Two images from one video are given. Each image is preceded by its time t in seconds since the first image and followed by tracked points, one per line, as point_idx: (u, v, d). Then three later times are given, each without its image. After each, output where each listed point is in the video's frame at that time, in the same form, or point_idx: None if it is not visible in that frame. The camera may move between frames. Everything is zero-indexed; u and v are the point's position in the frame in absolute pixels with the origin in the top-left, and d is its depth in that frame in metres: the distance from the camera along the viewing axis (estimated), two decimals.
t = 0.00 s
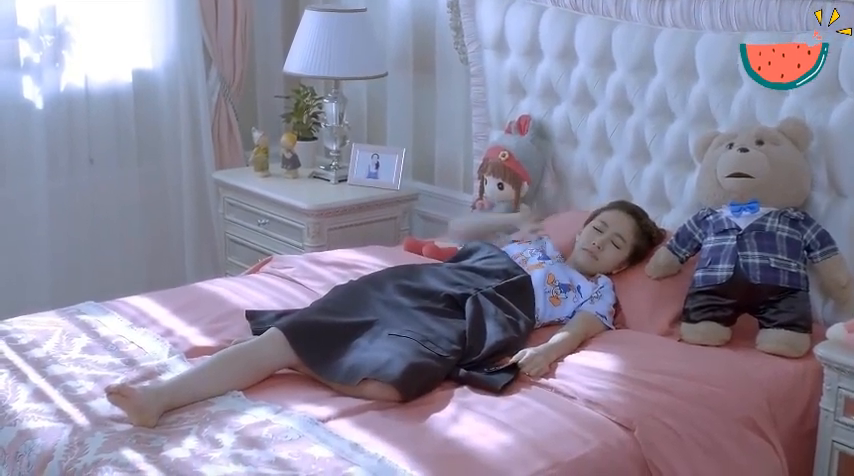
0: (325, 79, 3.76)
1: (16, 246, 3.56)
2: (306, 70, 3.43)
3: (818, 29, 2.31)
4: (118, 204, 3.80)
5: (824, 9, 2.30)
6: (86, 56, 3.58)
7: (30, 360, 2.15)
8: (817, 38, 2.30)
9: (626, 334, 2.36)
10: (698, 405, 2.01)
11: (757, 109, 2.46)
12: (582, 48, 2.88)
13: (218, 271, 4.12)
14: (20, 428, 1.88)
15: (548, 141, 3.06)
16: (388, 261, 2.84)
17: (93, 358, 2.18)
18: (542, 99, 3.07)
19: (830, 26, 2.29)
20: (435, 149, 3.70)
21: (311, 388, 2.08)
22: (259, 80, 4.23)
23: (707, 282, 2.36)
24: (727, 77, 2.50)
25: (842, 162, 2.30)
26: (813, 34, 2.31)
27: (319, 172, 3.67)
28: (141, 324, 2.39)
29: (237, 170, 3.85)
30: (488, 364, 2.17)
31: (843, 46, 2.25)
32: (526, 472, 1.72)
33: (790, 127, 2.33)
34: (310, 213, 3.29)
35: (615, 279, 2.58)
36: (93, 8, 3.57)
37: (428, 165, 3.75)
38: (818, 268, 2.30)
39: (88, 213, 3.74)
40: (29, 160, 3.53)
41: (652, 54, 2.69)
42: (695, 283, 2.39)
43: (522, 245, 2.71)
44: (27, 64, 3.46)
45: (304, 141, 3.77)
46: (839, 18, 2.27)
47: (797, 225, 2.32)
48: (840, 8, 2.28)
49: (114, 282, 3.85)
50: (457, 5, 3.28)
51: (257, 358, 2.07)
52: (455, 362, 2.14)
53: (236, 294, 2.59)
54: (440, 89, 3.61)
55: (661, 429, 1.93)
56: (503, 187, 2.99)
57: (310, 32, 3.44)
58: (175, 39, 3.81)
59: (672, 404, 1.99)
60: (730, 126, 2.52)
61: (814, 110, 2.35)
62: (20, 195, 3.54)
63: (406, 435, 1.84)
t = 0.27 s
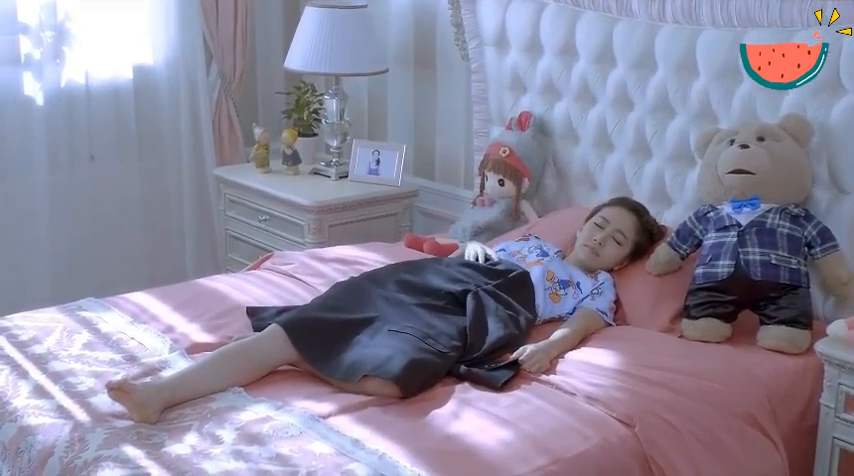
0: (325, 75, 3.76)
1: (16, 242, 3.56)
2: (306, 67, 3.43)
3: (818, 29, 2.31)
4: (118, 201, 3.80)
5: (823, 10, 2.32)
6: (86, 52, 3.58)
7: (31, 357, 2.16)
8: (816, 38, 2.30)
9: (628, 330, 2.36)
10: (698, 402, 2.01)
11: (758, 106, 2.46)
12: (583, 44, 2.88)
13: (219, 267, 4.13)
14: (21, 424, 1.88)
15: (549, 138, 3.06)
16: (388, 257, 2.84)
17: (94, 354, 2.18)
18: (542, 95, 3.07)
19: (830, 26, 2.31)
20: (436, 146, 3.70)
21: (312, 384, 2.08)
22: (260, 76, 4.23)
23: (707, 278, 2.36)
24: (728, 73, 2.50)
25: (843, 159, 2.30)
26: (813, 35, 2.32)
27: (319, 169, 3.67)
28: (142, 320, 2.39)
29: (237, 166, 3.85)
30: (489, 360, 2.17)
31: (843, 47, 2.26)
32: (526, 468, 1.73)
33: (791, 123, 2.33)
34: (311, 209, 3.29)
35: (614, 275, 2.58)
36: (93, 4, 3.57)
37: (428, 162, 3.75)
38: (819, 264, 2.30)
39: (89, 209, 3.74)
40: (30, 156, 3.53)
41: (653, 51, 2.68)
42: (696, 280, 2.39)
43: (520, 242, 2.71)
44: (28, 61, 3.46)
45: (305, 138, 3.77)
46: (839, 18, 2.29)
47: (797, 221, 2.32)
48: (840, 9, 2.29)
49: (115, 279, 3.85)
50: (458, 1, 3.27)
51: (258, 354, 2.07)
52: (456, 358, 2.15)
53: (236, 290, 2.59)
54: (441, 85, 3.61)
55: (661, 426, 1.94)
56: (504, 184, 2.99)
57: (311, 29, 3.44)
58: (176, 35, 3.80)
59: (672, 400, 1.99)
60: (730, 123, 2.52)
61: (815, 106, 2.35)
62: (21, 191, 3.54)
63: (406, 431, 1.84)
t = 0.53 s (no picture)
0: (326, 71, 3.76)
1: (17, 239, 3.56)
2: (306, 63, 3.43)
3: (818, 29, 2.30)
4: (119, 197, 3.80)
5: (824, 9, 2.30)
6: (87, 48, 3.58)
7: (31, 353, 2.16)
8: (816, 38, 2.30)
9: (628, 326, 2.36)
10: (699, 398, 2.01)
11: (758, 103, 2.45)
12: (583, 40, 2.87)
13: (219, 264, 4.13)
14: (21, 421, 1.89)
15: (549, 134, 3.06)
16: (389, 254, 2.84)
17: (94, 350, 2.18)
18: (543, 92, 3.07)
19: (830, 26, 2.29)
20: (436, 143, 3.69)
21: (312, 380, 2.08)
22: (260, 72, 4.23)
23: (708, 275, 2.36)
24: (729, 70, 2.50)
25: (843, 155, 2.30)
26: (813, 35, 2.31)
27: (319, 166, 3.67)
28: (142, 317, 2.39)
29: (238, 163, 3.85)
30: (489, 357, 2.17)
31: (843, 47, 2.25)
32: (526, 465, 1.73)
33: (791, 120, 2.33)
34: (311, 206, 3.29)
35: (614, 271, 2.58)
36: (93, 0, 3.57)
37: (429, 158, 3.75)
38: (820, 261, 2.30)
39: (89, 206, 3.74)
40: (30, 152, 3.53)
41: (654, 47, 2.68)
42: (696, 276, 2.39)
43: (521, 239, 2.71)
44: (28, 57, 3.46)
45: (305, 134, 3.77)
46: (839, 18, 2.28)
47: (798, 218, 2.32)
48: (840, 9, 2.28)
49: (115, 275, 3.86)
50: None
51: (258, 351, 2.07)
52: (456, 354, 2.14)
53: (236, 286, 2.59)
54: (442, 82, 3.60)
55: (662, 422, 1.94)
56: (505, 180, 2.99)
57: (311, 25, 3.43)
58: (176, 32, 3.80)
59: (672, 397, 1.99)
60: (731, 119, 2.52)
61: (816, 103, 2.34)
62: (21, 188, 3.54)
63: (407, 427, 1.84)
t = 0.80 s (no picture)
0: (326, 69, 3.76)
1: (17, 237, 3.55)
2: (307, 61, 3.42)
3: (818, 29, 2.30)
4: (119, 195, 3.80)
5: (824, 9, 2.30)
6: (87, 46, 3.58)
7: (31, 350, 2.16)
8: (817, 38, 2.30)
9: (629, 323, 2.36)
10: (699, 395, 2.01)
11: (759, 100, 2.45)
12: (584, 37, 2.87)
13: (219, 261, 4.13)
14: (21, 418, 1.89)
15: (550, 131, 3.06)
16: (389, 251, 2.84)
17: (94, 347, 2.18)
18: (543, 89, 3.06)
19: (830, 26, 2.29)
20: (437, 140, 3.69)
21: (313, 377, 2.08)
22: (260, 69, 4.23)
23: (708, 272, 2.36)
24: (729, 67, 2.50)
25: (844, 153, 2.30)
26: (813, 35, 2.31)
27: (320, 163, 3.67)
28: (143, 314, 2.39)
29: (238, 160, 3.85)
30: (489, 354, 2.17)
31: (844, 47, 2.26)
32: (526, 462, 1.73)
33: (793, 117, 2.33)
34: (312, 203, 3.29)
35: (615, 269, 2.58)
36: None
37: (429, 156, 3.75)
38: (820, 258, 2.30)
39: (89, 203, 3.73)
40: (30, 150, 3.52)
41: (654, 45, 2.68)
42: (697, 273, 2.39)
43: (521, 236, 2.71)
44: (28, 54, 3.45)
45: (305, 131, 3.77)
46: (839, 18, 2.27)
47: (798, 215, 2.32)
48: (839, 9, 2.28)
49: (116, 273, 3.86)
50: None
51: (259, 348, 2.07)
52: (457, 352, 2.15)
53: (237, 283, 2.59)
54: (442, 79, 3.60)
55: (662, 419, 1.94)
56: (505, 178, 2.98)
57: (311, 23, 3.43)
58: (177, 29, 3.80)
59: (673, 394, 1.99)
60: (732, 117, 2.52)
61: (816, 101, 2.34)
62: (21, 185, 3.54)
63: (407, 425, 1.84)
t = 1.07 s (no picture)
0: (327, 66, 3.75)
1: (17, 234, 3.55)
2: (307, 58, 3.42)
3: (818, 29, 2.30)
4: (119, 192, 3.80)
5: (824, 9, 2.30)
6: (87, 43, 3.57)
7: (32, 347, 2.16)
8: (817, 38, 2.30)
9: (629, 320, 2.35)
10: (700, 392, 2.01)
11: (760, 98, 2.45)
12: (585, 34, 2.87)
13: (219, 258, 4.13)
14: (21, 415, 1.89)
15: (550, 128, 3.06)
16: (389, 248, 2.84)
17: (95, 344, 2.18)
18: (544, 86, 3.06)
19: (830, 26, 2.29)
20: (437, 137, 3.69)
21: (313, 374, 2.08)
22: (261, 66, 4.22)
23: (708, 269, 2.36)
24: (730, 64, 2.49)
25: (844, 150, 2.30)
26: (813, 35, 2.31)
27: (320, 160, 3.66)
28: (143, 311, 2.39)
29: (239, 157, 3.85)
30: (489, 350, 2.17)
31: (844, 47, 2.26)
32: (527, 459, 1.73)
33: (794, 114, 2.32)
34: (312, 200, 3.28)
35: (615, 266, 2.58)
36: None
37: (429, 153, 3.75)
38: (820, 255, 2.30)
39: (89, 200, 3.73)
40: (30, 147, 3.52)
41: (655, 41, 2.68)
42: (697, 270, 2.39)
43: (521, 233, 2.71)
44: (28, 51, 3.44)
45: (305, 128, 3.77)
46: (839, 18, 2.27)
47: (799, 212, 2.32)
48: (839, 9, 2.27)
49: (116, 270, 3.86)
50: None
51: (260, 345, 2.07)
52: (457, 349, 2.14)
53: (237, 281, 2.59)
54: (442, 77, 3.60)
55: (662, 416, 1.94)
56: (506, 175, 2.99)
57: (312, 20, 3.43)
58: (177, 26, 3.80)
59: (673, 391, 1.99)
60: (732, 113, 2.51)
61: (816, 98, 2.34)
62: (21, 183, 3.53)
63: (408, 422, 1.84)
